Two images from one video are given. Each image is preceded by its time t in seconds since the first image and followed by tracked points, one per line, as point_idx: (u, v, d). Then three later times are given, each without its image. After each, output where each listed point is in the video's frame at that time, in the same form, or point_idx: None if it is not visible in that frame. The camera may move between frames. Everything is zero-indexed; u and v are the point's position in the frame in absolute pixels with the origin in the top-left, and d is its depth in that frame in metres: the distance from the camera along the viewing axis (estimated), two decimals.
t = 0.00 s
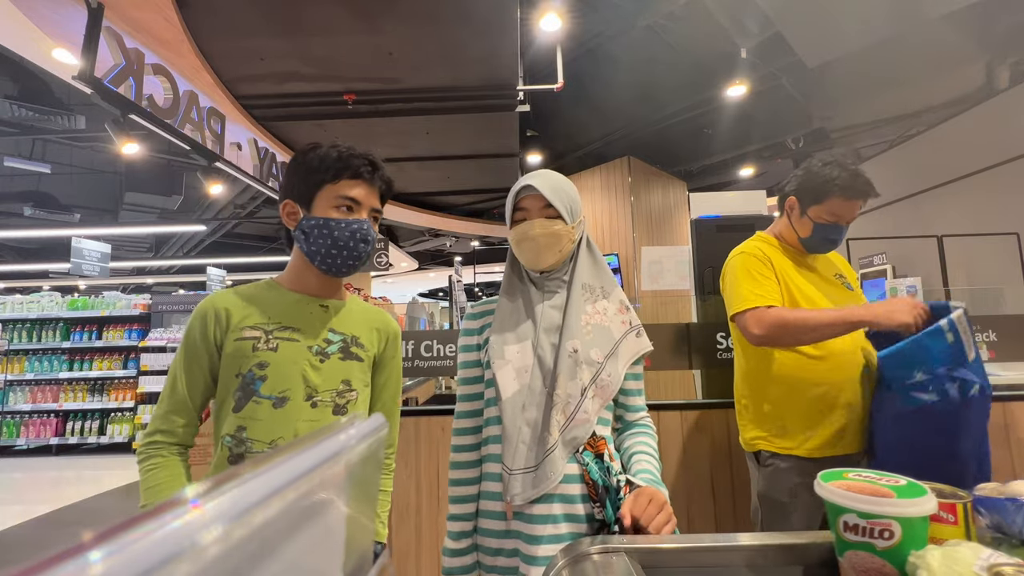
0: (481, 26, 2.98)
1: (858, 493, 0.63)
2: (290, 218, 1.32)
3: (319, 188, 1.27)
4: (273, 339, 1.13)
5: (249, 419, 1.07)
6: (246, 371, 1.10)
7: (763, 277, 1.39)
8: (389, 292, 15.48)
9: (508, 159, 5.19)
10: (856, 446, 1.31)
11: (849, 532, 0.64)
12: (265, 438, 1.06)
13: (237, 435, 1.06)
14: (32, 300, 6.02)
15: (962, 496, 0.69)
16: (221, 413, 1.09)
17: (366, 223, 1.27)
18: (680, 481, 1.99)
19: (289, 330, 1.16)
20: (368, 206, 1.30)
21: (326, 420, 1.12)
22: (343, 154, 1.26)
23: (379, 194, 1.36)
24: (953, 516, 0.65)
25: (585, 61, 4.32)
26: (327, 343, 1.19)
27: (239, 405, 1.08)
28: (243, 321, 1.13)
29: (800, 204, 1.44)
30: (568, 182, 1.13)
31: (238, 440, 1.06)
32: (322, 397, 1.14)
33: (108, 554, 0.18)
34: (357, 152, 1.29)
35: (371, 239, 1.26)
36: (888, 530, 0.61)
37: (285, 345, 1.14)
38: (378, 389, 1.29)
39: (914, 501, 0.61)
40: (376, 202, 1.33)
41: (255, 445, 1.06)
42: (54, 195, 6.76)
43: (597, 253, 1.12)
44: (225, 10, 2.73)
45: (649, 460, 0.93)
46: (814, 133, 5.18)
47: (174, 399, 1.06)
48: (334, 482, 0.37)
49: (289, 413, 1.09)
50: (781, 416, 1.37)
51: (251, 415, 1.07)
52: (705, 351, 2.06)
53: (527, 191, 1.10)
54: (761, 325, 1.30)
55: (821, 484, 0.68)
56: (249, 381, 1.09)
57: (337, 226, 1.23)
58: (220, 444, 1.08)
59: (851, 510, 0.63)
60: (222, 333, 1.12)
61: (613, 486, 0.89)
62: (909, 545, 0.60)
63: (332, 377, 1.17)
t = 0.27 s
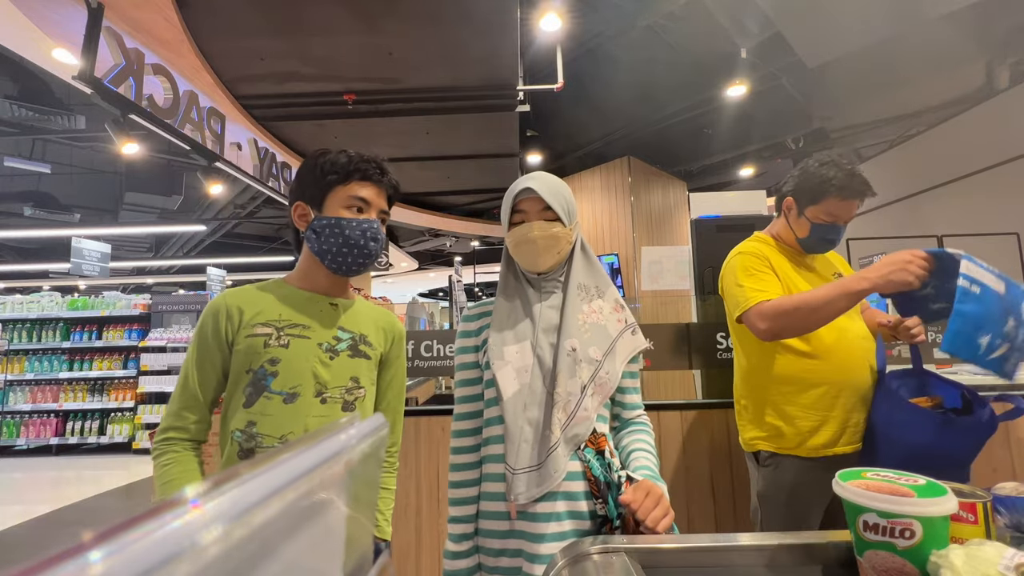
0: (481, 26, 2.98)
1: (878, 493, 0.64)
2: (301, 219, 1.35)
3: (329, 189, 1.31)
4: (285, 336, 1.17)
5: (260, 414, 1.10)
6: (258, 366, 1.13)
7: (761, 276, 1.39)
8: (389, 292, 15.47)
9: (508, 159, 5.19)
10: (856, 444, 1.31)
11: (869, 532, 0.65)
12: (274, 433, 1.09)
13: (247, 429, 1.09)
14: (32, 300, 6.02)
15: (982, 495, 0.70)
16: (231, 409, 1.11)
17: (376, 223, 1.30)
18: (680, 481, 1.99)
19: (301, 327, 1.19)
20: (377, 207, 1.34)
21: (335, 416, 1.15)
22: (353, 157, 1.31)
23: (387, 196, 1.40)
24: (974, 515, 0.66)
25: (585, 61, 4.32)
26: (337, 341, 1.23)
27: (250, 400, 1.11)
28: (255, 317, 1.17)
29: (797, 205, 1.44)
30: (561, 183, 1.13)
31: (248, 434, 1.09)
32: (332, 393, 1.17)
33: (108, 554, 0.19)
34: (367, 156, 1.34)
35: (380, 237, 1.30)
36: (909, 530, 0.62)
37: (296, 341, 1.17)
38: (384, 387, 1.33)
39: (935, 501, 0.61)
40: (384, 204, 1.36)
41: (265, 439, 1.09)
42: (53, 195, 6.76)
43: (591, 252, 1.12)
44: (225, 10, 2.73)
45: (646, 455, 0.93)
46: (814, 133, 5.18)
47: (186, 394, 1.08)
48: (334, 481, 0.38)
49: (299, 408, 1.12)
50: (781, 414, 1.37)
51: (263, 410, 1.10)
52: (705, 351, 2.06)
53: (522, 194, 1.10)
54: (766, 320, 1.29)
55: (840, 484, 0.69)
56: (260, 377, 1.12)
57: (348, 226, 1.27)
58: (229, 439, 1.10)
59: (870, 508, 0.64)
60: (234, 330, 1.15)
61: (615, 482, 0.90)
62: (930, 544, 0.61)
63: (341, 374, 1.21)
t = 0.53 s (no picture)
0: (481, 25, 2.97)
1: (878, 493, 0.65)
2: (310, 223, 1.36)
3: (336, 194, 1.32)
4: (296, 334, 1.19)
5: (273, 410, 1.13)
6: (270, 364, 1.15)
7: (757, 278, 1.39)
8: (389, 292, 15.46)
9: (508, 159, 5.19)
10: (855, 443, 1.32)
11: (870, 532, 0.65)
12: (285, 429, 1.12)
13: (260, 425, 1.12)
14: (32, 300, 6.02)
15: (984, 496, 0.70)
16: (244, 404, 1.14)
17: (382, 226, 1.31)
18: (680, 481, 1.99)
19: (311, 325, 1.22)
20: (383, 211, 1.36)
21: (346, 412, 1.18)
22: (360, 163, 1.32)
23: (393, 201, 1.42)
24: (976, 516, 0.66)
25: (585, 61, 4.32)
26: (346, 339, 1.25)
27: (262, 396, 1.13)
28: (266, 315, 1.19)
29: (802, 206, 1.44)
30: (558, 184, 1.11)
31: (262, 429, 1.11)
32: (341, 389, 1.20)
33: (108, 554, 0.19)
34: (374, 162, 1.35)
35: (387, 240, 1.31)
36: (909, 529, 0.62)
37: (306, 339, 1.20)
38: (390, 384, 1.35)
39: (936, 500, 0.61)
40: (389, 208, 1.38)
41: (278, 435, 1.11)
42: (53, 195, 6.76)
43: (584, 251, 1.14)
44: (225, 10, 2.73)
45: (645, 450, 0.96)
46: (814, 133, 5.18)
47: (199, 389, 1.10)
48: (335, 481, 0.38)
49: (311, 405, 1.15)
50: (780, 415, 1.37)
51: (276, 406, 1.13)
52: (705, 351, 2.06)
53: (525, 199, 1.07)
54: (749, 324, 1.31)
55: (840, 483, 0.70)
56: (272, 374, 1.15)
57: (355, 229, 1.28)
58: (242, 433, 1.13)
59: (871, 509, 0.64)
60: (246, 327, 1.17)
61: (620, 474, 0.91)
62: (932, 545, 0.61)
63: (350, 370, 1.23)
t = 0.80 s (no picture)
0: (481, 25, 2.97)
1: (877, 492, 0.65)
2: (314, 227, 1.38)
3: (339, 199, 1.32)
4: (304, 336, 1.20)
5: (283, 410, 1.14)
6: (279, 365, 1.16)
7: (758, 279, 1.39)
8: (389, 292, 15.46)
9: (508, 159, 5.19)
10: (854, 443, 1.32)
11: (870, 532, 0.65)
12: (296, 429, 1.14)
13: (271, 425, 1.13)
14: (32, 300, 6.03)
15: (984, 496, 0.70)
16: (254, 405, 1.15)
17: (384, 229, 1.31)
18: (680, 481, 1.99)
19: (318, 327, 1.23)
20: (385, 214, 1.35)
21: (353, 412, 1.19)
22: (362, 167, 1.32)
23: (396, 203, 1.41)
24: (975, 516, 0.66)
25: (585, 61, 4.32)
26: (351, 340, 1.26)
27: (273, 397, 1.15)
28: (274, 317, 1.20)
29: (804, 208, 1.43)
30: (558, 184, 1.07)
31: (273, 429, 1.13)
32: (349, 390, 1.21)
33: (108, 554, 0.19)
34: (375, 165, 1.35)
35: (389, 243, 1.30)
36: (909, 529, 0.62)
37: (314, 341, 1.21)
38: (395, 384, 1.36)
39: (936, 501, 0.61)
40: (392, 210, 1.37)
41: (288, 434, 1.13)
42: (53, 195, 6.76)
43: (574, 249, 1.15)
44: (225, 10, 2.73)
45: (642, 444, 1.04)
46: (814, 133, 5.18)
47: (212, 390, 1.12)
48: (335, 481, 0.38)
49: (319, 405, 1.16)
50: (779, 415, 1.37)
51: (286, 406, 1.15)
52: (705, 351, 2.06)
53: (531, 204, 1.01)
54: (754, 328, 1.31)
55: (841, 484, 0.69)
56: (281, 375, 1.16)
57: (356, 232, 1.28)
58: (252, 434, 1.14)
59: (872, 508, 0.64)
60: (256, 329, 1.18)
61: (624, 467, 0.96)
62: (932, 544, 0.61)
63: (357, 371, 1.24)
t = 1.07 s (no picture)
0: (481, 25, 2.97)
1: (877, 492, 0.65)
2: (314, 232, 1.38)
3: (337, 203, 1.32)
4: (308, 339, 1.21)
5: (290, 412, 1.15)
6: (285, 368, 1.17)
7: (761, 280, 1.38)
8: (389, 292, 15.46)
9: (509, 159, 5.19)
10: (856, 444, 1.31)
11: (870, 532, 0.65)
12: (302, 431, 1.14)
13: (278, 428, 1.14)
14: (32, 300, 6.03)
15: (984, 496, 0.70)
16: (261, 408, 1.16)
17: (382, 232, 1.31)
18: (680, 481, 1.99)
19: (322, 331, 1.24)
20: (382, 218, 1.34)
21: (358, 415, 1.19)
22: (358, 171, 1.32)
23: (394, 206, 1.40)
24: (976, 516, 0.66)
25: (585, 61, 4.32)
26: (354, 344, 1.27)
27: (280, 400, 1.16)
28: (279, 321, 1.21)
29: (789, 201, 1.45)
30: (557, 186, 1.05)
31: (280, 432, 1.14)
32: (353, 393, 1.21)
33: (108, 554, 0.19)
34: (371, 169, 1.34)
35: (387, 247, 1.30)
36: (910, 529, 0.62)
37: (318, 345, 1.21)
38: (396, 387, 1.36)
39: (937, 500, 0.61)
40: (390, 213, 1.36)
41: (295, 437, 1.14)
42: (53, 195, 6.76)
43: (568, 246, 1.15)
44: (225, 9, 2.73)
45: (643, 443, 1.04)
46: (814, 133, 5.18)
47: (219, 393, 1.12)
48: (334, 481, 0.38)
49: (326, 408, 1.17)
50: (780, 416, 1.37)
51: (293, 409, 1.15)
52: (705, 351, 2.06)
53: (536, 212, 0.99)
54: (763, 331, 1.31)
55: (841, 484, 0.69)
56: (287, 378, 1.17)
57: (354, 236, 1.28)
58: (259, 436, 1.15)
59: (872, 508, 0.64)
60: (262, 333, 1.19)
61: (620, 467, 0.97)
62: (932, 544, 0.61)
63: (359, 374, 1.25)
